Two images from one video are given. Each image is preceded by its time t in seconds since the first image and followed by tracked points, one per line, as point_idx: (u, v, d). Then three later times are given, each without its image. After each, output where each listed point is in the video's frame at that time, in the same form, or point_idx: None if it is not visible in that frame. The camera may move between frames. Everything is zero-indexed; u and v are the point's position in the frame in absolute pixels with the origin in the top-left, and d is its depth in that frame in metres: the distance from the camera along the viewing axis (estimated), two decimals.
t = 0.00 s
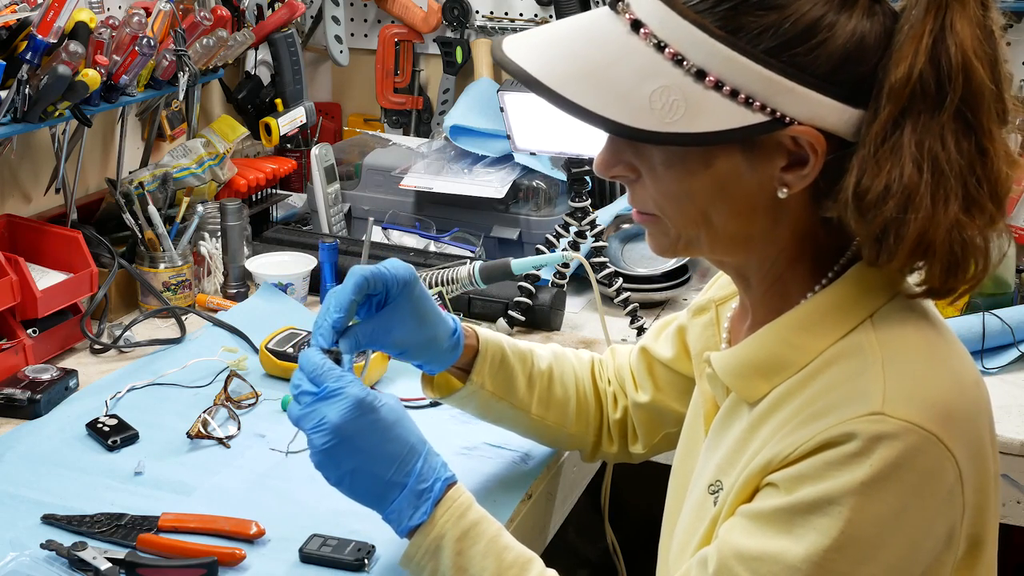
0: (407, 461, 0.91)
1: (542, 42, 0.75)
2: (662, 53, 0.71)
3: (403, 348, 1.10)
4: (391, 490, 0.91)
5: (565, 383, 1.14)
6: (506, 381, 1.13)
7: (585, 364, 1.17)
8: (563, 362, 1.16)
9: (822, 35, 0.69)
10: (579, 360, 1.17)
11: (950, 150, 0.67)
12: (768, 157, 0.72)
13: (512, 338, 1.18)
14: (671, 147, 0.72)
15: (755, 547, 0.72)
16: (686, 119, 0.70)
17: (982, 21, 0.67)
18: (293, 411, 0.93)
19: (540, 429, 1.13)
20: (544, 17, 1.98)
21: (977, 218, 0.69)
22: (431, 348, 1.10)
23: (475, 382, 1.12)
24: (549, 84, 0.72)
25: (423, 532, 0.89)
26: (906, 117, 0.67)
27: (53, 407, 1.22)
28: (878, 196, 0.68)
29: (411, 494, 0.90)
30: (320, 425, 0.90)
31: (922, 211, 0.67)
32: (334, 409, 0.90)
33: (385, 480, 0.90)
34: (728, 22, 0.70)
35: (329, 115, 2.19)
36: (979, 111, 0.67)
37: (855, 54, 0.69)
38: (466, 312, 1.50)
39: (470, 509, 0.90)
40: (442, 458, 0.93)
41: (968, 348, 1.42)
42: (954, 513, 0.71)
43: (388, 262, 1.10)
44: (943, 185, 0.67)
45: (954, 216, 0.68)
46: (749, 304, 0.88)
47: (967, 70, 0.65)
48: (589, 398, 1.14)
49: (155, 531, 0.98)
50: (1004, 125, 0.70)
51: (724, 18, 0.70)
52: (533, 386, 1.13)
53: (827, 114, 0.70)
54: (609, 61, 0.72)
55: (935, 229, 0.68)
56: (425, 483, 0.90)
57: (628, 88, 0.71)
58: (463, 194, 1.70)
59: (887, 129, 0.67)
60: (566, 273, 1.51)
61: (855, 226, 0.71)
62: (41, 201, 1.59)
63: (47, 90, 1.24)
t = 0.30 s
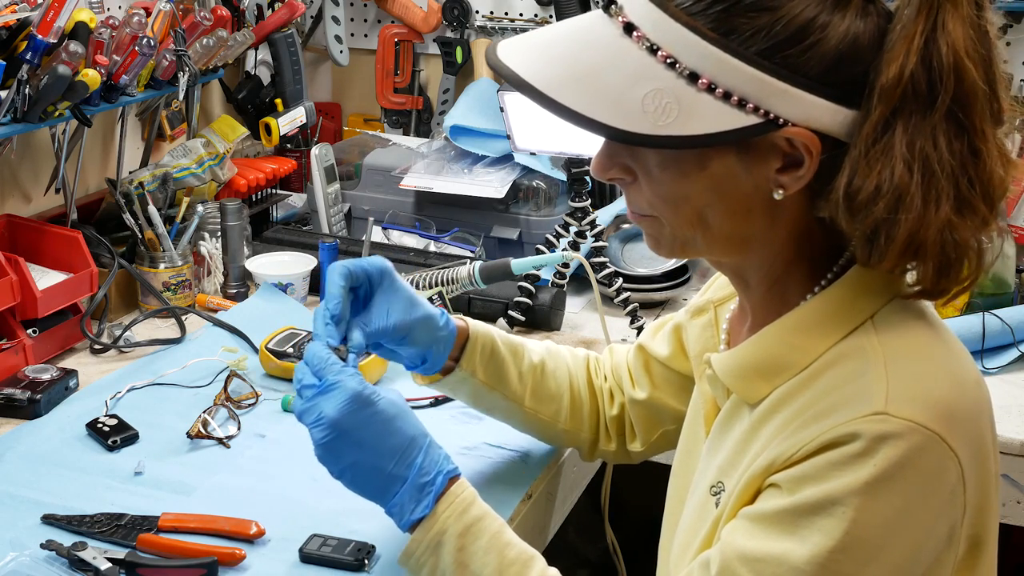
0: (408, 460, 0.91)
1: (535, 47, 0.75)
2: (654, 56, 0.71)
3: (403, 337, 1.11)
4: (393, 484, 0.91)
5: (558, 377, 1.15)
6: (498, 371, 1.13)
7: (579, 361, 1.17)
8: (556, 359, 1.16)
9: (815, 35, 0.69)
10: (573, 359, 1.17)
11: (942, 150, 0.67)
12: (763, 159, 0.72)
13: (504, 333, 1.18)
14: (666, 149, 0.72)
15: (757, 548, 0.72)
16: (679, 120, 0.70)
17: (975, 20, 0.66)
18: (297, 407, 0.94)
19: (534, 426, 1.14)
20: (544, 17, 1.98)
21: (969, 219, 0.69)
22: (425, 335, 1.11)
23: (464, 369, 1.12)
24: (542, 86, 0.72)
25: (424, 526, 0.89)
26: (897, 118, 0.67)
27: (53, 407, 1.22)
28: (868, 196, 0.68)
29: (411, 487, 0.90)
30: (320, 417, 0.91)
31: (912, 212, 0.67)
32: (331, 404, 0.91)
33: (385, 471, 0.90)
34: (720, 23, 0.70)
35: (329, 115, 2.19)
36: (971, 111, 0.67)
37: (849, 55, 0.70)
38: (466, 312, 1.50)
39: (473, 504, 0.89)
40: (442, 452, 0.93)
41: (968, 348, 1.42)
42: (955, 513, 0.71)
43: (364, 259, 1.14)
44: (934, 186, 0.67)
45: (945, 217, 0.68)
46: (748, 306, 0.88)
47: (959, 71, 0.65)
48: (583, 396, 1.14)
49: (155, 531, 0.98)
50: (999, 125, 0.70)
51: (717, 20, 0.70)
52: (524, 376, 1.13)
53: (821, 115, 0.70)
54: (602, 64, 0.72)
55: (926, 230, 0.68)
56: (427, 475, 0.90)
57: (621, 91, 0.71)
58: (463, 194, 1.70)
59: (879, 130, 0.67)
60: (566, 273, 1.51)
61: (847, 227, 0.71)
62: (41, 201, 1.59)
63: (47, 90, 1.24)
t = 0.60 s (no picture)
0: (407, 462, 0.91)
1: (534, 47, 0.76)
2: (652, 56, 0.71)
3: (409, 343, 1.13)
4: (400, 485, 0.91)
5: (569, 384, 1.15)
6: (508, 378, 1.13)
7: (590, 369, 1.17)
8: (565, 366, 1.16)
9: (813, 35, 0.69)
10: (582, 365, 1.17)
11: (941, 149, 0.67)
12: (762, 158, 0.72)
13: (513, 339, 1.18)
14: (664, 149, 0.72)
15: (756, 550, 0.72)
16: (676, 121, 0.70)
17: (975, 18, 0.66)
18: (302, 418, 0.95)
19: (546, 432, 1.13)
20: (544, 17, 1.98)
21: (969, 218, 0.69)
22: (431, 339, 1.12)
23: (474, 377, 1.12)
24: (540, 87, 0.72)
25: (429, 526, 0.89)
26: (896, 116, 0.67)
27: (53, 407, 1.22)
28: (868, 195, 0.68)
29: (419, 488, 0.90)
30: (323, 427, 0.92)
31: (912, 210, 0.67)
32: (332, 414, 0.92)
33: (392, 474, 0.91)
34: (717, 23, 0.70)
35: (329, 115, 2.19)
36: (970, 110, 0.67)
37: (848, 54, 0.69)
38: (466, 312, 1.50)
39: (478, 503, 0.89)
40: (449, 451, 0.92)
41: (968, 348, 1.42)
42: (955, 516, 0.71)
43: (366, 270, 1.16)
44: (933, 185, 0.67)
45: (945, 216, 0.68)
46: (750, 307, 0.88)
47: (957, 70, 0.65)
48: (594, 403, 1.14)
49: (155, 531, 0.98)
50: (999, 124, 0.70)
51: (715, 20, 0.70)
52: (534, 383, 1.13)
53: (819, 114, 0.70)
54: (599, 64, 0.72)
55: (926, 229, 0.68)
56: (433, 476, 0.90)
57: (618, 91, 0.71)
58: (463, 194, 1.70)
59: (877, 129, 0.68)
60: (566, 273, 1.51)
61: (846, 226, 0.71)
62: (41, 201, 1.58)
63: (47, 91, 1.24)
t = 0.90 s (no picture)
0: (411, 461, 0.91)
1: (536, 44, 0.76)
2: (652, 51, 0.72)
3: (403, 353, 1.11)
4: (405, 481, 0.91)
5: (570, 386, 1.15)
6: (507, 381, 1.12)
7: (592, 370, 1.17)
8: (566, 367, 1.16)
9: (812, 29, 0.69)
10: (584, 366, 1.17)
11: (938, 143, 0.67)
12: (763, 154, 0.72)
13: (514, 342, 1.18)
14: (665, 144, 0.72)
15: (763, 549, 0.72)
16: (675, 115, 0.70)
17: (974, 12, 0.66)
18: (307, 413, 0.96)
19: (546, 433, 1.13)
20: (544, 17, 1.98)
21: (965, 212, 0.69)
22: (424, 346, 1.11)
23: (473, 381, 1.12)
24: (541, 82, 0.73)
25: (433, 521, 0.88)
26: (892, 110, 0.67)
27: (53, 407, 1.22)
28: (863, 187, 0.68)
29: (422, 482, 0.90)
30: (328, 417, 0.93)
31: (907, 202, 0.67)
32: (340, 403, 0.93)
33: (393, 467, 0.91)
34: (717, 18, 0.70)
35: (329, 115, 2.19)
36: (968, 103, 0.67)
37: (847, 49, 0.69)
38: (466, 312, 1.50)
39: (483, 500, 0.89)
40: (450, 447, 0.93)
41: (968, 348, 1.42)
42: (960, 516, 0.71)
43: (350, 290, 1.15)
44: (928, 178, 0.67)
45: (940, 209, 0.68)
46: (753, 307, 0.88)
47: (954, 63, 0.65)
48: (595, 403, 1.14)
49: (155, 531, 0.98)
50: (998, 120, 0.70)
51: (715, 15, 0.70)
52: (535, 385, 1.13)
53: (819, 108, 0.70)
54: (600, 60, 0.72)
55: (920, 222, 0.68)
56: (436, 471, 0.90)
57: (618, 85, 0.71)
58: (463, 194, 1.70)
59: (874, 122, 0.68)
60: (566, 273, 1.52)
61: (843, 220, 0.71)
62: (41, 201, 1.58)
63: (47, 90, 1.24)
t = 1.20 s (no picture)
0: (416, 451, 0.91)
1: (540, 40, 0.76)
2: (655, 48, 0.72)
3: (419, 365, 1.09)
4: (407, 474, 0.91)
5: (582, 394, 1.14)
6: (525, 395, 1.12)
7: (600, 376, 1.16)
8: (577, 376, 1.16)
9: (815, 27, 0.69)
10: (592, 373, 1.17)
11: (942, 143, 0.67)
12: (764, 153, 0.72)
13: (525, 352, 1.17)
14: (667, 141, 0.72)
15: (756, 543, 0.72)
16: (677, 112, 0.71)
17: (978, 12, 0.66)
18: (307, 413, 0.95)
19: (560, 444, 1.13)
20: (544, 17, 1.98)
21: (969, 212, 0.69)
22: (441, 360, 1.10)
23: (491, 396, 1.11)
24: (543, 79, 0.73)
25: (432, 512, 0.89)
26: (896, 110, 0.67)
27: (53, 407, 1.22)
28: (867, 187, 0.68)
29: (424, 474, 0.90)
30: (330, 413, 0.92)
31: (911, 202, 0.67)
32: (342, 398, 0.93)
33: (397, 461, 0.91)
34: (720, 16, 0.70)
35: (329, 115, 2.19)
36: (972, 103, 0.67)
37: (850, 48, 0.69)
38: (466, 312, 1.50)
39: (481, 492, 0.89)
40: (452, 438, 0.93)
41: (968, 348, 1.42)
42: (955, 516, 0.71)
43: (374, 290, 1.12)
44: (933, 178, 0.67)
45: (944, 210, 0.68)
46: (755, 307, 0.88)
47: (959, 63, 0.65)
48: (606, 411, 1.14)
49: (155, 531, 0.98)
50: (1001, 120, 0.70)
51: (717, 12, 0.70)
52: (549, 397, 1.13)
53: (822, 107, 0.70)
54: (603, 56, 0.73)
55: (925, 222, 0.68)
56: (438, 461, 0.91)
57: (620, 82, 0.71)
58: (463, 194, 1.70)
59: (878, 122, 0.68)
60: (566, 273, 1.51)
61: (846, 219, 0.71)
62: (41, 201, 1.58)
63: (47, 91, 1.24)
